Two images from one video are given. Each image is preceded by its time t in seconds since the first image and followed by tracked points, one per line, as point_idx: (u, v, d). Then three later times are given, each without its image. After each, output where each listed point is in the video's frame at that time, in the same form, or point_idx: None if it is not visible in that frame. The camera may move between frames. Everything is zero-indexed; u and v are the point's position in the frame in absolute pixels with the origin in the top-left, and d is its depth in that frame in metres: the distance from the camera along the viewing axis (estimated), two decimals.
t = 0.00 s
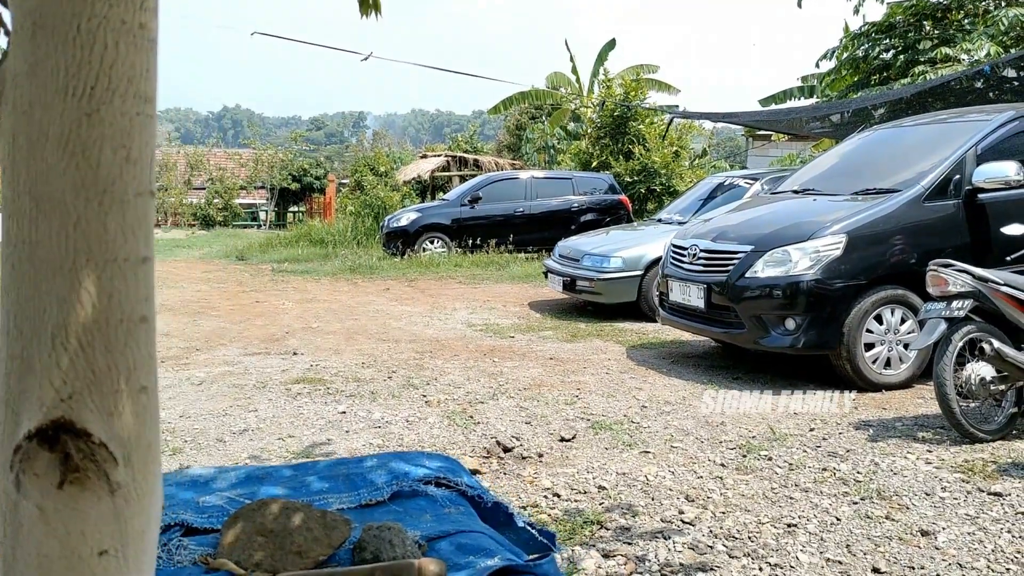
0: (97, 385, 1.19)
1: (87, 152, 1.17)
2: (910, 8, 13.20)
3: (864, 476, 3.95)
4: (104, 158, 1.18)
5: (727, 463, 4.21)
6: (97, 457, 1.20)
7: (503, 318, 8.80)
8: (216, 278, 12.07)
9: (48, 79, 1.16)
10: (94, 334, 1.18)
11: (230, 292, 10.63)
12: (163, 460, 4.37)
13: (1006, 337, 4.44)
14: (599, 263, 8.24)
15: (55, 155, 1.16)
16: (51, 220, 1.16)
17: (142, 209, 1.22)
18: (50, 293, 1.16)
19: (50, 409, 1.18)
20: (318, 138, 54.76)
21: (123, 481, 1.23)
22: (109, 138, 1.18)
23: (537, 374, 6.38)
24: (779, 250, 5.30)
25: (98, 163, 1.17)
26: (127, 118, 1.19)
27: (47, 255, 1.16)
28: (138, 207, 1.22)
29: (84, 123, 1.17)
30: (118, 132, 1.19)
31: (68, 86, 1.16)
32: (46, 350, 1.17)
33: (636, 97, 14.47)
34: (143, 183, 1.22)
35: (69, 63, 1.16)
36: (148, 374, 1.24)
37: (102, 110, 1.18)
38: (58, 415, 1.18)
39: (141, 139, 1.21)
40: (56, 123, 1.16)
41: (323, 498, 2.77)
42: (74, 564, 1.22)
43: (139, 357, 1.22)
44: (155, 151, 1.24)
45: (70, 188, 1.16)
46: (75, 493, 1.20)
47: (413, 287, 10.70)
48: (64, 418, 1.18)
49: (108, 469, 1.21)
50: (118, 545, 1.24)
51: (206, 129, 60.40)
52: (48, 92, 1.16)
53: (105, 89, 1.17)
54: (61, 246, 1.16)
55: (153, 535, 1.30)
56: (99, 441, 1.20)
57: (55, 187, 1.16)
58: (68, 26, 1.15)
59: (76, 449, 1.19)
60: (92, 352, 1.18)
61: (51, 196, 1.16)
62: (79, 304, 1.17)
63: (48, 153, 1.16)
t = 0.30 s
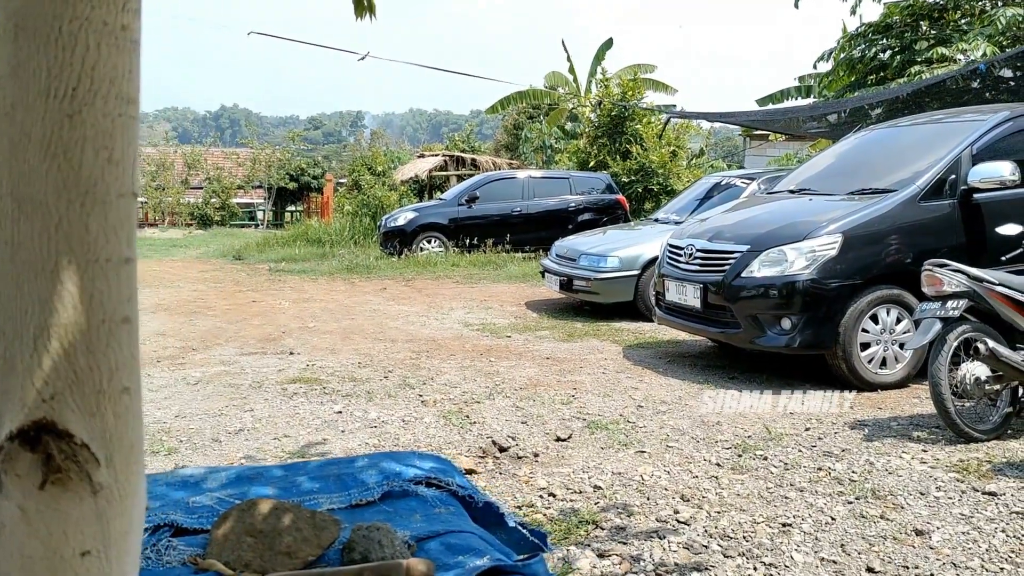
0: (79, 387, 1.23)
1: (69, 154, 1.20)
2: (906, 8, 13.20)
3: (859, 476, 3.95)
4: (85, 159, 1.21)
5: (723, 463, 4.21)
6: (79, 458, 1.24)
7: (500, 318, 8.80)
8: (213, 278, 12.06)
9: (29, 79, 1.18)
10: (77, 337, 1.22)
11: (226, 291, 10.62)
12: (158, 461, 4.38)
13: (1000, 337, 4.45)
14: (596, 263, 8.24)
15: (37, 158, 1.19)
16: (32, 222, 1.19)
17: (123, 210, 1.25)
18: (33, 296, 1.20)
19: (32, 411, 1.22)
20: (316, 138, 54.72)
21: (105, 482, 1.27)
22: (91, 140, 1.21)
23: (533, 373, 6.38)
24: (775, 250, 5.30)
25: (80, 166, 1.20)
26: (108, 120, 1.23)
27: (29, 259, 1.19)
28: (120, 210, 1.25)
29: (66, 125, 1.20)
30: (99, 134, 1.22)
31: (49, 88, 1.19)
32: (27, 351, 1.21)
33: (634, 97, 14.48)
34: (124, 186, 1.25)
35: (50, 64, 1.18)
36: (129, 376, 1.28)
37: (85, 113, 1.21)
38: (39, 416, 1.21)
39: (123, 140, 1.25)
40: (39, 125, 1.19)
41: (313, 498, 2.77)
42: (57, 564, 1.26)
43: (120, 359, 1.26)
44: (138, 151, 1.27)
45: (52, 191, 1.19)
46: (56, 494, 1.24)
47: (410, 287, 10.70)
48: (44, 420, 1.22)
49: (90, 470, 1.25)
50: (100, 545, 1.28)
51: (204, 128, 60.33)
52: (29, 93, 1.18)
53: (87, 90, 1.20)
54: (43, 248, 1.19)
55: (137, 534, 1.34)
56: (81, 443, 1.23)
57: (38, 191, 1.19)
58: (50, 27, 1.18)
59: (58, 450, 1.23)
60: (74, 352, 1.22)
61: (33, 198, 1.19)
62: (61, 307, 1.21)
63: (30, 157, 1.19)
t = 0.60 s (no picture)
0: (57, 386, 1.27)
1: (46, 154, 1.23)
2: (899, 9, 13.22)
3: (850, 475, 3.96)
4: (63, 158, 1.24)
5: (714, 462, 4.22)
6: (56, 457, 1.27)
7: (493, 318, 8.80)
8: (207, 278, 12.03)
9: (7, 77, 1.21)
10: (55, 336, 1.26)
11: (219, 291, 10.59)
12: (150, 461, 4.36)
13: (991, 336, 4.46)
14: (589, 262, 8.25)
15: (15, 157, 1.22)
16: (9, 221, 1.22)
17: (102, 209, 1.29)
18: (10, 297, 1.23)
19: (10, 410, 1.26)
20: (310, 137, 54.64)
21: (82, 482, 1.31)
22: (68, 140, 1.24)
23: (526, 373, 6.38)
24: (767, 250, 5.31)
25: (57, 165, 1.23)
26: (85, 120, 1.26)
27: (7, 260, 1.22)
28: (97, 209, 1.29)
29: (43, 124, 1.23)
30: (76, 132, 1.25)
31: (27, 88, 1.21)
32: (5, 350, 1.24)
33: (628, 97, 14.50)
34: (101, 187, 1.29)
35: (28, 63, 1.21)
36: (107, 375, 1.33)
37: (62, 113, 1.24)
38: (17, 415, 1.25)
39: (101, 139, 1.28)
40: (16, 124, 1.22)
41: (299, 498, 2.77)
42: (34, 564, 1.30)
43: (96, 359, 1.31)
44: (115, 150, 1.30)
45: (30, 192, 1.23)
46: (33, 494, 1.27)
47: (404, 286, 10.68)
48: (22, 419, 1.26)
49: (68, 469, 1.29)
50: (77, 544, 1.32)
51: (197, 127, 60.11)
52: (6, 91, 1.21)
53: (65, 89, 1.23)
54: (22, 249, 1.22)
55: (114, 534, 1.39)
56: (59, 443, 1.27)
57: (16, 190, 1.22)
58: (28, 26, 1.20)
59: (35, 450, 1.26)
60: (51, 350, 1.26)
61: (11, 198, 1.22)
62: (39, 307, 1.24)
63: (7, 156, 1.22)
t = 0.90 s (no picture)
0: (31, 386, 1.28)
1: (19, 152, 1.24)
2: (891, 9, 13.26)
3: (841, 473, 3.98)
4: (37, 158, 1.26)
5: (706, 461, 4.23)
6: (31, 457, 1.29)
7: (486, 318, 8.79)
8: (199, 278, 11.99)
9: None
10: (29, 335, 1.27)
11: (211, 291, 10.57)
12: (141, 462, 4.36)
13: (980, 334, 4.48)
14: (582, 262, 8.25)
15: None
16: None
17: (75, 209, 1.31)
18: None
19: None
20: (303, 137, 54.54)
21: (58, 481, 1.32)
22: (40, 139, 1.26)
23: (518, 373, 6.38)
24: (759, 249, 5.32)
25: (30, 164, 1.25)
26: (59, 120, 1.28)
27: None
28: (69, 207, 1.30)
29: (16, 124, 1.24)
30: (51, 132, 1.27)
31: None
32: None
33: (621, 97, 14.51)
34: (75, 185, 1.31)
35: None
36: (82, 375, 1.35)
37: (36, 112, 1.25)
38: None
39: (75, 138, 1.30)
40: None
41: (285, 497, 2.77)
42: (10, 564, 1.31)
43: (70, 358, 1.33)
44: (88, 149, 1.33)
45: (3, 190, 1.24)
46: (8, 494, 1.28)
47: (397, 286, 10.67)
48: None
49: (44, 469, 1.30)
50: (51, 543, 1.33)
51: (190, 127, 59.92)
52: None
53: (40, 90, 1.25)
54: None
55: (90, 533, 1.41)
56: (34, 442, 1.28)
57: None
58: None
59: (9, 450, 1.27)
60: (25, 349, 1.27)
61: None
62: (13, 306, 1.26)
63: None
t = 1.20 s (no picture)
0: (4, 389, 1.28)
1: None
2: (883, 8, 13.30)
3: (833, 472, 3.98)
4: (9, 159, 1.25)
5: (699, 461, 4.23)
6: (5, 460, 1.29)
7: (480, 318, 8.79)
8: (192, 279, 11.97)
9: None
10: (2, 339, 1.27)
11: (204, 292, 10.54)
12: (133, 463, 4.36)
13: (971, 332, 4.49)
14: (576, 261, 8.25)
15: None
16: None
17: (47, 210, 1.30)
18: None
19: None
20: (297, 138, 54.45)
21: (31, 485, 1.32)
22: (10, 138, 1.25)
23: (512, 373, 6.38)
24: (751, 249, 5.33)
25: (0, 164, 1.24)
26: (28, 120, 1.27)
27: None
28: (41, 208, 1.30)
29: None
30: (21, 133, 1.26)
31: None
32: None
33: (615, 96, 14.52)
34: (48, 186, 1.31)
35: None
36: (55, 379, 1.36)
37: (8, 112, 1.25)
38: None
39: (46, 139, 1.30)
40: None
41: (270, 499, 2.76)
42: None
43: (42, 361, 1.33)
44: (60, 150, 1.32)
45: None
46: None
47: (390, 287, 10.66)
48: None
49: (16, 473, 1.30)
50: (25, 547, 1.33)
51: (183, 128, 59.77)
52: None
53: (10, 91, 1.25)
54: None
55: (65, 537, 1.41)
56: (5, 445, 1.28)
57: None
58: None
59: None
60: None
61: None
62: None
63: None
